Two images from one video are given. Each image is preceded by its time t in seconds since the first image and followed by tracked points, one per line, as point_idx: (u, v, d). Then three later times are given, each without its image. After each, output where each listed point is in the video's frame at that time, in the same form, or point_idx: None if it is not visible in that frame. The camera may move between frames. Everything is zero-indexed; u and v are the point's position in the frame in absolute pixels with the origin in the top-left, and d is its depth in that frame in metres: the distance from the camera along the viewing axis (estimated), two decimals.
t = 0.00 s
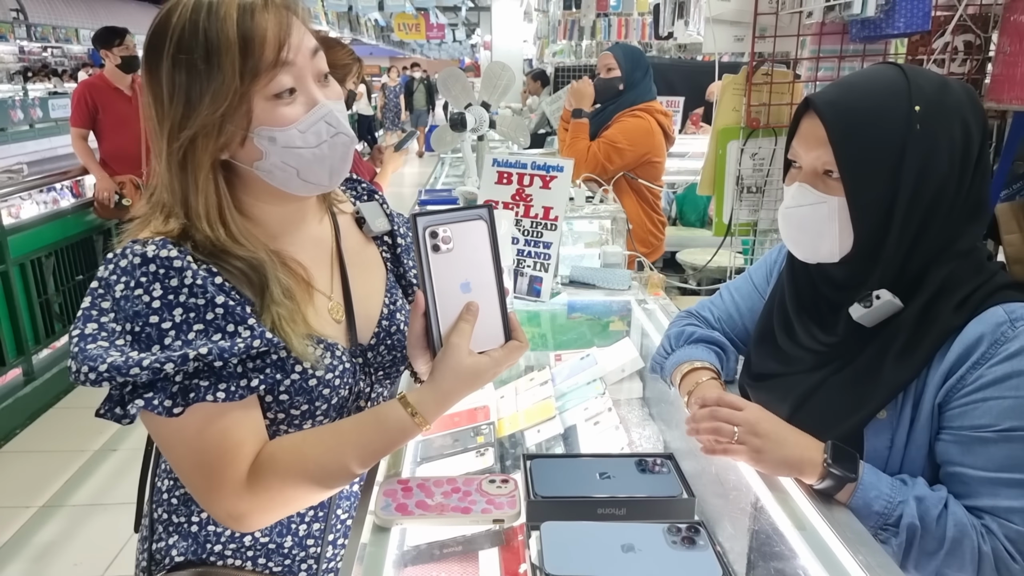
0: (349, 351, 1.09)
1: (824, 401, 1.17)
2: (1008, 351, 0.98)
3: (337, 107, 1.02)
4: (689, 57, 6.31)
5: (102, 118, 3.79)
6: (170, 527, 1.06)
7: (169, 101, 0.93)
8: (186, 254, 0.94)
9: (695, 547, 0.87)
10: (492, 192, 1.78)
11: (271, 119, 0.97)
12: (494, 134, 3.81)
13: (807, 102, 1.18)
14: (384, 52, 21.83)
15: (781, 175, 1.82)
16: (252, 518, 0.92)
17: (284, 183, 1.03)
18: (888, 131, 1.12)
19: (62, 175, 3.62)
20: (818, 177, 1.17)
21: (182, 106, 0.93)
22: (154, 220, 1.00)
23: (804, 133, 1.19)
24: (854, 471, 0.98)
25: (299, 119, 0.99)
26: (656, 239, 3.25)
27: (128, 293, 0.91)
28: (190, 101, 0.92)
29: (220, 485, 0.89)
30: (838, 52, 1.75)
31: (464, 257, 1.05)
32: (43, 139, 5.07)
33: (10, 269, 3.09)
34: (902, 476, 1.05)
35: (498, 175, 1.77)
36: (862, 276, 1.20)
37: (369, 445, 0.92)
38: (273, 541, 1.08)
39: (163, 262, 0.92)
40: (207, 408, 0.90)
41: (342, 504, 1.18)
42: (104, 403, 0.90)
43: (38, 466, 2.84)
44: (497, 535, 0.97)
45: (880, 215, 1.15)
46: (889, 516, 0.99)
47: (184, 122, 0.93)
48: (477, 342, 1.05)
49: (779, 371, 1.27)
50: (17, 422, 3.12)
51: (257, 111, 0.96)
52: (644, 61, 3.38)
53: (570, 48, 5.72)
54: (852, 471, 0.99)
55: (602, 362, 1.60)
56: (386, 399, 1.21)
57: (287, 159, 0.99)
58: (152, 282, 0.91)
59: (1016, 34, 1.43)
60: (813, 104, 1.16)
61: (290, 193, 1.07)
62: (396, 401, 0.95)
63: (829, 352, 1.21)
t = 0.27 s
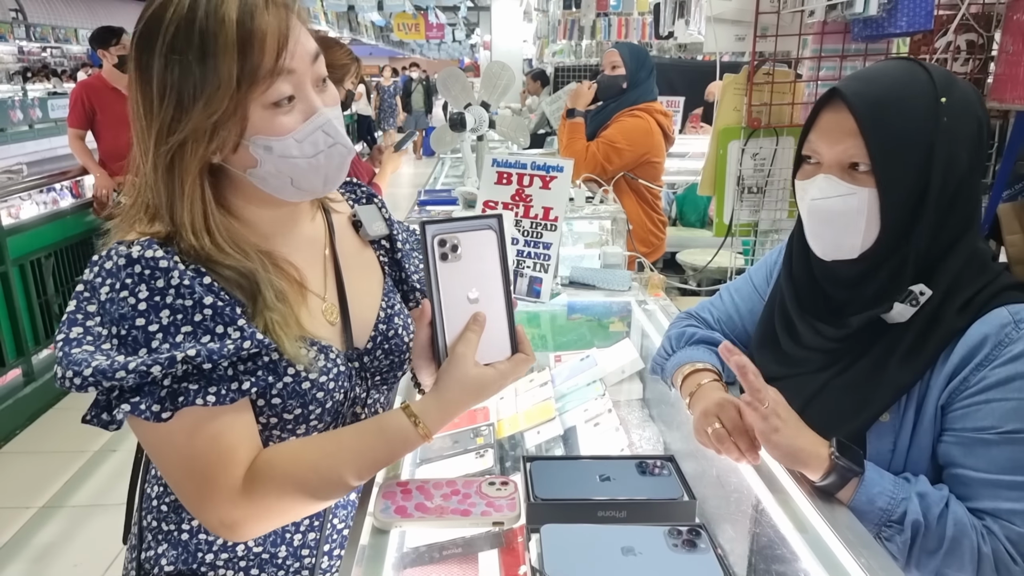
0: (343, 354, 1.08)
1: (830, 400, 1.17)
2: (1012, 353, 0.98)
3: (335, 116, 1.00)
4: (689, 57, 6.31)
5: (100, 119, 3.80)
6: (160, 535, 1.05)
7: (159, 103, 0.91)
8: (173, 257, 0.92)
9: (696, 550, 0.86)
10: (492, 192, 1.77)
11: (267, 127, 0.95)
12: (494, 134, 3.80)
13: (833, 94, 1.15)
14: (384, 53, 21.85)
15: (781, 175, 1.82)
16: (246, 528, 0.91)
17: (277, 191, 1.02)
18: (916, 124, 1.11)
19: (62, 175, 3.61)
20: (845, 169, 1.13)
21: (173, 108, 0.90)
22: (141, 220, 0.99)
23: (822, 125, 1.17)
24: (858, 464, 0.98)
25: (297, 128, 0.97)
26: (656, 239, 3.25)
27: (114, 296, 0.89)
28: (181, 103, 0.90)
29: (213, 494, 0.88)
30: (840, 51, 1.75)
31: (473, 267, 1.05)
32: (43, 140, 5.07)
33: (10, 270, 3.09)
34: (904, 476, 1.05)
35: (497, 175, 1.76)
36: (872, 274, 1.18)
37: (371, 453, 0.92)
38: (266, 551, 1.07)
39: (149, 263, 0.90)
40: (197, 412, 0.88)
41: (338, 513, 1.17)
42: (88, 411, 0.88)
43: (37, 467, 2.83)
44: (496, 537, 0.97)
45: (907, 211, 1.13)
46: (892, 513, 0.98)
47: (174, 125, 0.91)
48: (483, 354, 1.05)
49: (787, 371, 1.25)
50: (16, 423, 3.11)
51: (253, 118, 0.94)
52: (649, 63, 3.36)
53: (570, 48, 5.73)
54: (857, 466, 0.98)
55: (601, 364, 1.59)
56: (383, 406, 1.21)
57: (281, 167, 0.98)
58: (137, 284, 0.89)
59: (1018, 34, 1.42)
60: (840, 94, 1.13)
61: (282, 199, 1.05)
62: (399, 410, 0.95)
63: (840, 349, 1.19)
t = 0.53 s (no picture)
0: (348, 369, 1.07)
1: (832, 403, 1.16)
2: (1014, 358, 0.98)
3: (349, 136, 1.00)
4: (689, 58, 6.31)
5: (100, 120, 3.79)
6: (151, 545, 1.04)
7: (175, 125, 0.91)
8: (181, 273, 0.91)
9: (696, 553, 0.86)
10: (492, 193, 1.77)
11: (281, 149, 0.95)
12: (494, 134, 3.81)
13: (842, 91, 1.14)
14: (385, 53, 21.85)
15: (781, 177, 1.82)
16: (249, 545, 0.90)
17: (288, 210, 1.02)
18: (926, 123, 1.11)
19: (61, 175, 3.61)
20: (853, 168, 1.13)
21: (188, 131, 0.90)
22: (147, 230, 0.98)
23: (830, 122, 1.16)
24: (858, 469, 0.98)
25: (310, 150, 0.97)
26: (656, 240, 3.25)
27: (119, 309, 0.88)
28: (196, 126, 0.90)
29: (218, 511, 0.87)
30: (840, 53, 1.75)
31: (479, 277, 1.05)
32: (43, 140, 5.07)
33: (10, 270, 3.09)
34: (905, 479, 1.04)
35: (497, 176, 1.76)
36: (877, 275, 1.18)
37: (378, 468, 0.92)
38: (261, 566, 1.07)
39: (157, 276, 0.90)
40: (204, 427, 0.88)
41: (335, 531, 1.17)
42: (94, 426, 0.89)
43: (36, 467, 2.83)
44: (495, 538, 0.96)
45: (915, 211, 1.12)
46: (892, 517, 0.97)
47: (189, 149, 0.91)
48: (486, 366, 1.05)
49: (789, 373, 1.25)
50: (16, 423, 3.11)
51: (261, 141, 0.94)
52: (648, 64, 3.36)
53: (570, 48, 5.73)
54: (857, 471, 0.98)
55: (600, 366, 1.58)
56: (384, 419, 1.19)
57: (293, 188, 0.98)
58: (145, 297, 0.89)
59: (1018, 36, 1.42)
60: (850, 91, 1.12)
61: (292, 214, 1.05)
62: (402, 422, 0.95)
63: (845, 350, 1.18)
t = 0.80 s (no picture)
0: (350, 377, 1.07)
1: (830, 402, 1.16)
2: (1013, 359, 0.98)
3: (322, 96, 0.99)
4: (688, 57, 6.32)
5: (96, 120, 3.77)
6: (147, 555, 1.04)
7: (145, 114, 0.91)
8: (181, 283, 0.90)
9: (692, 553, 0.86)
10: (491, 193, 1.77)
11: (256, 117, 0.94)
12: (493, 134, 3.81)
13: (856, 82, 1.14)
14: (384, 52, 21.84)
15: (779, 178, 1.82)
16: (255, 556, 0.91)
17: (279, 185, 0.99)
18: (937, 123, 1.11)
19: (59, 174, 3.61)
20: (862, 161, 1.13)
21: (156, 114, 0.90)
22: (145, 236, 0.98)
23: (845, 112, 1.16)
24: (854, 475, 0.98)
25: (287, 109, 0.96)
26: (654, 240, 3.26)
27: (120, 321, 0.88)
28: (163, 107, 0.90)
29: (222, 526, 0.87)
30: (838, 54, 1.75)
31: (477, 280, 1.05)
32: (40, 139, 5.07)
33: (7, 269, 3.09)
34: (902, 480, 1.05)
35: (496, 176, 1.77)
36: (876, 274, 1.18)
37: (380, 473, 0.93)
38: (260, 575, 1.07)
39: (158, 288, 0.89)
40: (207, 441, 0.87)
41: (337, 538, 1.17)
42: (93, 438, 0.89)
43: (33, 466, 2.83)
44: (494, 538, 0.96)
45: (918, 207, 1.12)
46: (887, 521, 0.98)
47: (160, 131, 0.90)
48: (484, 368, 1.06)
49: (789, 370, 1.25)
50: (12, 422, 3.11)
51: (230, 108, 0.93)
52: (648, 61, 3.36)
53: (568, 49, 5.74)
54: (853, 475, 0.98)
55: (599, 364, 1.59)
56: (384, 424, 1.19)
57: (276, 155, 0.96)
58: (145, 309, 0.88)
59: (1015, 39, 1.42)
60: (864, 83, 1.13)
61: (283, 197, 1.03)
62: (402, 426, 0.96)
63: (844, 347, 1.19)
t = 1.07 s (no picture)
0: (343, 375, 1.07)
1: (830, 398, 1.16)
2: (1014, 356, 0.98)
3: (302, 106, 1.00)
4: (687, 58, 6.33)
5: (94, 122, 3.79)
6: (148, 552, 1.05)
7: (114, 106, 0.94)
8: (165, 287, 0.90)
9: (690, 550, 0.86)
10: (489, 193, 1.77)
11: (234, 119, 0.95)
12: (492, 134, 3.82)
13: (866, 81, 1.14)
14: (382, 52, 21.83)
15: (778, 177, 1.83)
16: (256, 555, 0.91)
17: (254, 191, 1.01)
18: (946, 123, 1.11)
19: (58, 175, 3.61)
20: (869, 160, 1.13)
21: (121, 107, 0.93)
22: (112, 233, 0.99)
23: (854, 110, 1.15)
24: (852, 473, 0.98)
25: (267, 116, 0.97)
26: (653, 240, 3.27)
27: (109, 329, 0.88)
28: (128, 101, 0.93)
29: (219, 526, 0.87)
30: (836, 54, 1.75)
31: (474, 279, 1.05)
32: (39, 139, 5.08)
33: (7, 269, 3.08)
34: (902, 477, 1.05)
35: (494, 176, 1.77)
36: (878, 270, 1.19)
37: (376, 470, 0.92)
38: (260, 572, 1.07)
39: (143, 294, 0.88)
40: (200, 442, 0.87)
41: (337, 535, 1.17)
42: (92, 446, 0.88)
43: (33, 466, 2.83)
44: (493, 537, 0.97)
45: (926, 206, 1.12)
46: (886, 519, 0.98)
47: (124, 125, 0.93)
48: (481, 366, 1.06)
49: (788, 367, 1.25)
50: (12, 422, 3.11)
51: (205, 107, 0.93)
52: (648, 61, 3.36)
53: (567, 49, 5.75)
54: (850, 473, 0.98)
55: (597, 364, 1.59)
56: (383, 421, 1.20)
57: (253, 161, 0.97)
58: (132, 316, 0.88)
59: (1013, 38, 1.42)
60: (873, 82, 1.12)
61: (259, 202, 1.04)
62: (401, 424, 0.96)
63: (844, 344, 1.19)
